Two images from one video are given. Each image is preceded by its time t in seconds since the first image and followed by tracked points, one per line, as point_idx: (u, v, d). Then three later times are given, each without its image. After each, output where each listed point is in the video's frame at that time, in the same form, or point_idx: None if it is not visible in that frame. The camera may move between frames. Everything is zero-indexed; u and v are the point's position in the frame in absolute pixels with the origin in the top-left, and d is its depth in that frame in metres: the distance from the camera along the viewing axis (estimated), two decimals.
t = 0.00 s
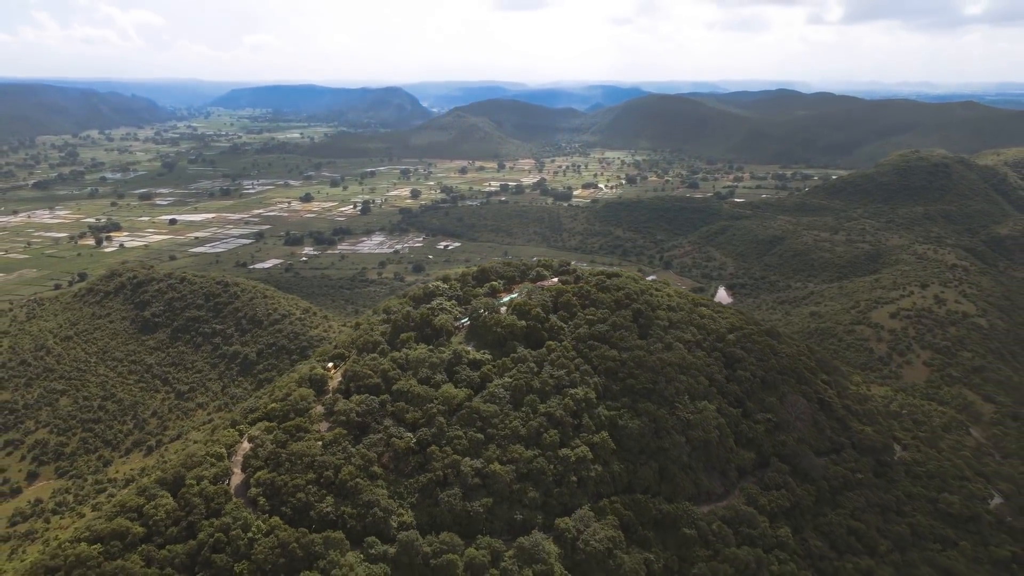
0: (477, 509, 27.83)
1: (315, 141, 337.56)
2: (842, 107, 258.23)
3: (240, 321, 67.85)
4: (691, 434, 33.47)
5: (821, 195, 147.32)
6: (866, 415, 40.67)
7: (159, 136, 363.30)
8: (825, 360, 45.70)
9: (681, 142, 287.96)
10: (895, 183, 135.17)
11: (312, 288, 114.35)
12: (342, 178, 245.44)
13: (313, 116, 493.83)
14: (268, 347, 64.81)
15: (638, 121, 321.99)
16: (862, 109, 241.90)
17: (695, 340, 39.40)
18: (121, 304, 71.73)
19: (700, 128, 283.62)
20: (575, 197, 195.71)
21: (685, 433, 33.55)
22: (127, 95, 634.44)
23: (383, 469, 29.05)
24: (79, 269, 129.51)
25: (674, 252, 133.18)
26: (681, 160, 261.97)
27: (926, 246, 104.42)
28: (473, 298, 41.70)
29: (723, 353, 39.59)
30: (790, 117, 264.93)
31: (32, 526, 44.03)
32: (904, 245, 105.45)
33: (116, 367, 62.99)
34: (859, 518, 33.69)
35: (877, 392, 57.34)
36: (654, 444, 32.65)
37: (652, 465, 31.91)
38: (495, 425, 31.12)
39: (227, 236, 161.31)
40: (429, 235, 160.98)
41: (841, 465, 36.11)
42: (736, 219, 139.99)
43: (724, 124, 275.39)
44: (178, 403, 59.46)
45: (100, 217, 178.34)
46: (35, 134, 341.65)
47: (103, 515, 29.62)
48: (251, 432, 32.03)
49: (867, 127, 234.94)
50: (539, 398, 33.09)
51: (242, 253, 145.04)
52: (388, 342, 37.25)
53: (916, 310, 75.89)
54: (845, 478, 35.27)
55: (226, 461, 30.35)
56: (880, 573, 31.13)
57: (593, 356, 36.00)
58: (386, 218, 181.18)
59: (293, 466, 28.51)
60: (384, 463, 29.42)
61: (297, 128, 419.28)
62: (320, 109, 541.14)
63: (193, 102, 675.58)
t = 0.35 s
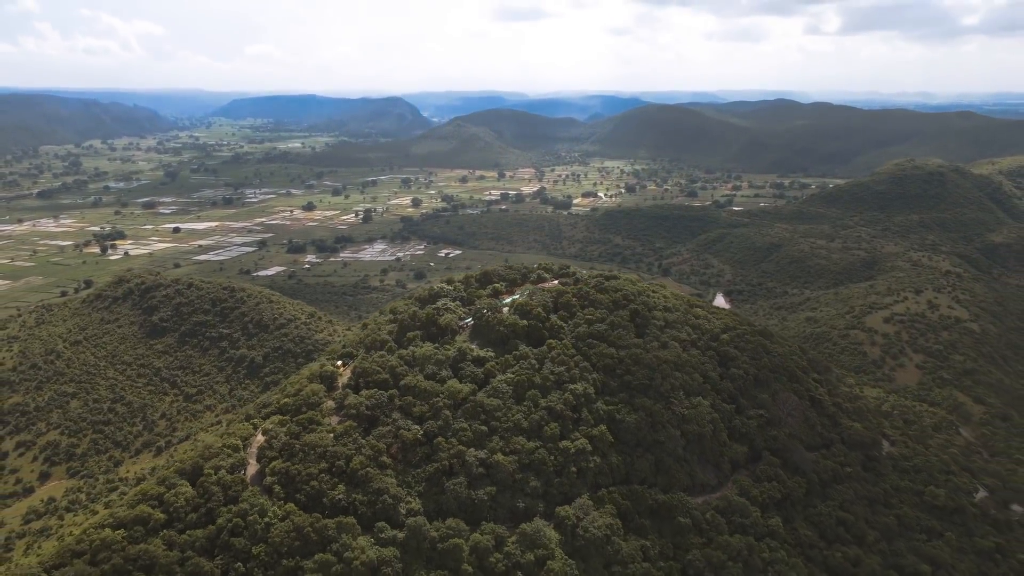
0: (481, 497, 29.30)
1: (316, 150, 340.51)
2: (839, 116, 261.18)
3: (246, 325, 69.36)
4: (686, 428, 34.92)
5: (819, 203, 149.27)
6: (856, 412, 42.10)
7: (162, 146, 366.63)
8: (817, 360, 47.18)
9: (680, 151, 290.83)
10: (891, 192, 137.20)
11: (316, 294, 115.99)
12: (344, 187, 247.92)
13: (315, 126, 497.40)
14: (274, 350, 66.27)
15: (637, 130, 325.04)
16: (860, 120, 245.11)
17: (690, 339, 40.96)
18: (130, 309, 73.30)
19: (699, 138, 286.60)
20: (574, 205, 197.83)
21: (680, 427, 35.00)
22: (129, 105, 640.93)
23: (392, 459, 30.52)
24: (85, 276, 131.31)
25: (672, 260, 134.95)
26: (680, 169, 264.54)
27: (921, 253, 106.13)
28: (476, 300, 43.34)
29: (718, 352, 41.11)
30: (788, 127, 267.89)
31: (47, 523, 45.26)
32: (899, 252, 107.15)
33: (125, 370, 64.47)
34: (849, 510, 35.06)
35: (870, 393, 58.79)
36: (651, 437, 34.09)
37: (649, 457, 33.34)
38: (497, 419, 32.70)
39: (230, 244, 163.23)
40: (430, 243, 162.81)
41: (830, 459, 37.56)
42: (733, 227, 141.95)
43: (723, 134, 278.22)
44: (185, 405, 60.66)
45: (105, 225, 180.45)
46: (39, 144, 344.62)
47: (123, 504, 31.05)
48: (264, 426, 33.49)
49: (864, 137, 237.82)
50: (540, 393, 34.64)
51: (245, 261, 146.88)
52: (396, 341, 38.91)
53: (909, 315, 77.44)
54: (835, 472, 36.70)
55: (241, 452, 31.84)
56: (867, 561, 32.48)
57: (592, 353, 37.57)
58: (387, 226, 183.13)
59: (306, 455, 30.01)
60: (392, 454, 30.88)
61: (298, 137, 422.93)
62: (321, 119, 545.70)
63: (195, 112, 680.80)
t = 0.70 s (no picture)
0: (485, 487, 30.72)
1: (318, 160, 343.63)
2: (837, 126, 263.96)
3: (253, 330, 70.89)
4: (682, 423, 36.39)
5: (816, 211, 151.16)
6: (846, 410, 43.55)
7: (165, 155, 369.88)
8: (810, 361, 48.66)
9: (679, 161, 293.53)
10: (887, 200, 139.09)
11: (320, 301, 117.61)
12: (345, 196, 250.33)
13: (316, 136, 501.24)
14: (280, 354, 67.84)
15: (636, 140, 328.00)
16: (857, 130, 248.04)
17: (686, 339, 42.53)
18: (137, 314, 74.68)
19: (698, 147, 289.46)
20: (574, 214, 199.82)
21: (675, 422, 36.46)
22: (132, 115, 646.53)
23: (399, 452, 31.98)
24: (90, 283, 133.00)
25: (671, 267, 136.61)
26: (679, 179, 267.09)
27: (916, 260, 107.78)
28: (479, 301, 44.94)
29: (713, 352, 42.64)
30: (786, 137, 271.01)
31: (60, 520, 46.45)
32: (895, 260, 108.79)
33: (134, 373, 65.75)
34: (838, 503, 36.44)
35: (863, 395, 60.21)
36: (647, 432, 35.56)
37: (646, 451, 34.80)
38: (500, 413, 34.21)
39: (233, 252, 165.05)
40: (432, 251, 164.59)
41: (821, 454, 38.98)
42: (731, 234, 143.77)
43: (723, 143, 280.98)
44: (193, 407, 61.92)
45: (109, 234, 182.43)
46: (42, 153, 347.20)
47: (141, 496, 32.39)
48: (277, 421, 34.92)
49: (862, 147, 240.67)
50: (541, 389, 36.16)
51: (249, 268, 148.62)
52: (402, 340, 40.50)
53: (904, 320, 78.93)
54: (825, 467, 38.11)
55: (256, 445, 33.27)
56: (855, 551, 33.83)
57: (592, 352, 39.14)
58: (389, 235, 184.99)
59: (318, 447, 31.49)
60: (400, 446, 32.34)
61: (300, 147, 426.41)
62: (323, 129, 549.90)
63: (196, 122, 685.19)
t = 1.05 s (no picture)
0: (489, 477, 32.20)
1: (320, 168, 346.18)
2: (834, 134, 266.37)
3: (259, 333, 72.48)
4: (677, 417, 37.87)
5: (813, 218, 152.98)
6: (837, 407, 45.02)
7: (167, 163, 372.56)
8: (803, 360, 50.17)
9: (679, 168, 295.89)
10: (883, 207, 140.93)
11: (323, 306, 119.24)
12: (347, 204, 252.42)
13: (318, 144, 504.50)
14: (286, 357, 69.38)
15: (636, 148, 330.66)
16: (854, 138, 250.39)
17: (682, 338, 44.08)
18: (145, 318, 76.11)
19: (698, 155, 291.90)
20: (574, 221, 201.73)
21: (671, 417, 37.95)
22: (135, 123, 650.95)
23: (407, 443, 33.50)
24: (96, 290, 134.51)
25: (670, 273, 138.22)
26: (678, 186, 269.37)
27: (911, 266, 109.39)
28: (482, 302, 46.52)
29: (707, 350, 44.18)
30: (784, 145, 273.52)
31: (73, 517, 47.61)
32: (890, 265, 110.37)
33: (142, 375, 67.05)
34: (828, 495, 37.87)
35: (856, 396, 61.66)
36: (644, 426, 37.04)
37: (642, 444, 36.29)
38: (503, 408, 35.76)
39: (237, 259, 166.72)
40: (433, 257, 166.28)
41: (812, 449, 40.44)
42: (729, 241, 145.49)
43: (722, 151, 283.39)
44: (201, 409, 63.20)
45: (113, 241, 184.22)
46: (45, 162, 349.68)
47: (158, 487, 33.77)
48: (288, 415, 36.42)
49: (860, 155, 243.00)
50: (542, 385, 37.71)
51: (253, 275, 150.28)
52: (409, 339, 42.10)
53: (898, 324, 80.46)
54: (816, 461, 39.55)
55: (268, 438, 34.73)
56: (845, 541, 35.23)
57: (591, 350, 40.72)
58: (391, 242, 186.72)
59: (329, 439, 32.99)
60: (408, 438, 33.84)
61: (302, 155, 429.63)
62: (324, 137, 553.36)
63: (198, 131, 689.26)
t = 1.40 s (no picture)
0: (492, 465, 33.68)
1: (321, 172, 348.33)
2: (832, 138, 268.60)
3: (265, 333, 74.01)
4: (672, 409, 39.35)
5: (810, 221, 154.60)
6: (828, 401, 46.49)
7: (169, 167, 374.40)
8: (795, 357, 51.63)
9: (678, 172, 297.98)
10: (879, 209, 142.45)
11: (326, 307, 120.82)
12: (348, 207, 254.22)
13: (319, 148, 507.07)
14: (291, 356, 70.91)
15: (635, 151, 332.86)
16: (852, 142, 252.63)
17: (677, 334, 45.64)
18: (152, 318, 77.54)
19: (697, 159, 294.07)
20: (574, 224, 203.40)
21: (666, 408, 39.44)
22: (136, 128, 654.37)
23: (413, 432, 34.99)
24: (100, 292, 136.00)
25: (668, 275, 139.81)
26: (677, 190, 271.39)
27: (906, 268, 110.95)
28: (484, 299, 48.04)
29: (702, 346, 45.69)
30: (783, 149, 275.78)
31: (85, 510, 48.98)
32: (885, 267, 111.93)
33: (150, 374, 68.42)
34: (818, 484, 39.37)
35: (849, 393, 63.14)
36: (640, 417, 38.54)
37: (639, 434, 37.81)
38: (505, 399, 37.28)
39: (239, 261, 168.34)
40: (434, 259, 167.82)
41: (803, 440, 41.93)
42: (727, 243, 147.13)
43: (721, 155, 285.54)
44: (208, 407, 64.59)
45: (116, 243, 185.79)
46: (47, 165, 351.68)
47: (173, 475, 35.15)
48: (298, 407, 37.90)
49: (859, 159, 245.54)
50: (542, 378, 39.22)
51: (255, 277, 151.84)
52: (414, 334, 43.66)
53: (891, 324, 81.97)
54: (806, 452, 41.02)
55: (279, 428, 36.15)
56: (834, 528, 36.72)
57: (589, 344, 42.28)
58: (392, 244, 188.32)
59: (339, 428, 34.48)
60: (414, 428, 35.34)
61: (303, 159, 431.88)
62: (325, 141, 555.97)
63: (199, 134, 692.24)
